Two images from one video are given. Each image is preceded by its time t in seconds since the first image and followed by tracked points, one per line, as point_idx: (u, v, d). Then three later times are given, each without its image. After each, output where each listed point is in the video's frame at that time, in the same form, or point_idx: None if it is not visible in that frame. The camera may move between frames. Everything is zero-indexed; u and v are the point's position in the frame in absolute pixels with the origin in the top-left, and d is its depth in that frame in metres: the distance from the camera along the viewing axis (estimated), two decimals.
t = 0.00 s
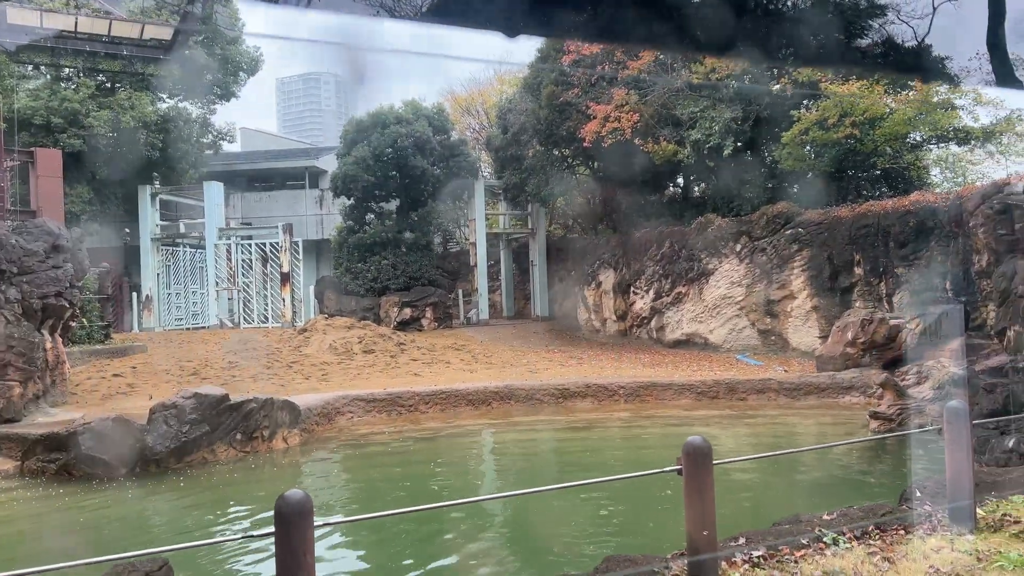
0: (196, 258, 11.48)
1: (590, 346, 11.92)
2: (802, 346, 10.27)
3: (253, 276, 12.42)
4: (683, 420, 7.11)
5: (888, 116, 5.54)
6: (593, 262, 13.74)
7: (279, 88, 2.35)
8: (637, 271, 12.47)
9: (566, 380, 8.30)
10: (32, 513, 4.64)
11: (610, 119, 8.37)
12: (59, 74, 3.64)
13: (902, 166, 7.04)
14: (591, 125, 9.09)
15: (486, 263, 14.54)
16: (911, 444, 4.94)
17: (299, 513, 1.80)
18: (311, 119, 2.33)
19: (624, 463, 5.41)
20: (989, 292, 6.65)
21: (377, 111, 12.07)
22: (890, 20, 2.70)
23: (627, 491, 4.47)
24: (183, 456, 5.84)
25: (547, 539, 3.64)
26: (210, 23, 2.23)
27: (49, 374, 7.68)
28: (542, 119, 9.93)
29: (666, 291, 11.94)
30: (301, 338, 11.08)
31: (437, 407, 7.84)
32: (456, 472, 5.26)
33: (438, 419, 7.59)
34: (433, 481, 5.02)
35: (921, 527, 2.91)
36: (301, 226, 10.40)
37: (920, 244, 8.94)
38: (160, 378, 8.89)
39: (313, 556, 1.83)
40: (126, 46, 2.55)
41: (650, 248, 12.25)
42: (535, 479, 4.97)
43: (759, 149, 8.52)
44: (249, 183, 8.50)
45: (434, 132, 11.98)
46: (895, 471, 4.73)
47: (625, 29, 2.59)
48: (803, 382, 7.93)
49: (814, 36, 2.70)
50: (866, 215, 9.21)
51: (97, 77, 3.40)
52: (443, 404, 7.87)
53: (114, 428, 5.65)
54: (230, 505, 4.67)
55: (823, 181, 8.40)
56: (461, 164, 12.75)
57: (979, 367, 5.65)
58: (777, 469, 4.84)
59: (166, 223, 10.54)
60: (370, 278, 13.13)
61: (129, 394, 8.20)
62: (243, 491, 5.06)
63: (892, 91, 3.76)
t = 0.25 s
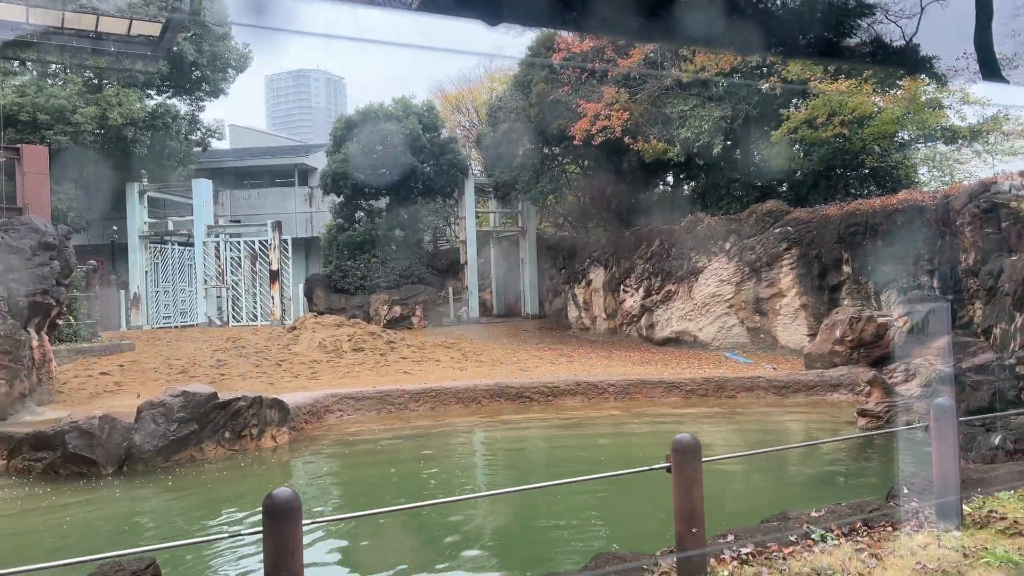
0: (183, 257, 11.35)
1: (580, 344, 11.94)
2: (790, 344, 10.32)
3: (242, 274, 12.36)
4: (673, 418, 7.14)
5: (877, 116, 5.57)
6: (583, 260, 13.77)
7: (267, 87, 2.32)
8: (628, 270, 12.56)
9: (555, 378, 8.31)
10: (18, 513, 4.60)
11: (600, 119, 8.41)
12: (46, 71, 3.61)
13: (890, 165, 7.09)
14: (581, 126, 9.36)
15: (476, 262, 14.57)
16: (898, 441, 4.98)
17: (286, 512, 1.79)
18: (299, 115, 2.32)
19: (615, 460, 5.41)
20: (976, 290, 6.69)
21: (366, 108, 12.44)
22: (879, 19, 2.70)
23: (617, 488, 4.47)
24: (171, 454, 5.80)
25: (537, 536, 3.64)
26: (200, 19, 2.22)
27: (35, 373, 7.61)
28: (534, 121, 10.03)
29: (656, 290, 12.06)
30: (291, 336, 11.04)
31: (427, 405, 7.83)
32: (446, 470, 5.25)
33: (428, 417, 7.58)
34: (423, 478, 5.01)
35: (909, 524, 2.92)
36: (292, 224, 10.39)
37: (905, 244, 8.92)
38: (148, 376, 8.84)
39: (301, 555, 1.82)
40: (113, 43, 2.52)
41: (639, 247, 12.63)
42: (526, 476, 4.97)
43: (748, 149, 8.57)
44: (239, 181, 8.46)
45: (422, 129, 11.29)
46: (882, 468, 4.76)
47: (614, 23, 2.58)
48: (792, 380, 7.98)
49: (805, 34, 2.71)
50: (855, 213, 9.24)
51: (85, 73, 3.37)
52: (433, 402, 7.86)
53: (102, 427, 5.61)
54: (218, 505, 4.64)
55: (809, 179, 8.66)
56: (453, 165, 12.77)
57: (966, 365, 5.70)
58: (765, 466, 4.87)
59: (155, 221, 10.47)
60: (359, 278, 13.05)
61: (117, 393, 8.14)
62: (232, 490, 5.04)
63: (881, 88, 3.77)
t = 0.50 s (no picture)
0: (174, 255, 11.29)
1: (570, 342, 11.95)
2: (780, 341, 10.36)
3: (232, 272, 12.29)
4: (662, 415, 7.16)
5: (865, 114, 5.61)
6: (574, 258, 13.77)
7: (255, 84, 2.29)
8: (617, 268, 12.35)
9: (545, 376, 8.32)
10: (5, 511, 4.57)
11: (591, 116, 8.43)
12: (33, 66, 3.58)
13: (878, 163, 7.13)
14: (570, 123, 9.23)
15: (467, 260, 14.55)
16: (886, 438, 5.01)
17: (274, 511, 1.78)
18: (289, 112, 2.30)
19: (604, 458, 5.42)
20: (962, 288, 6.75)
21: (357, 107, 12.69)
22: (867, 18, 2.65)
23: (606, 486, 4.48)
24: (160, 453, 5.77)
25: (527, 534, 3.64)
26: (189, 15, 2.20)
27: (22, 371, 7.54)
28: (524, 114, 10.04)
29: (645, 288, 11.85)
30: (280, 334, 10.99)
31: (417, 403, 7.82)
32: (436, 468, 5.25)
33: (418, 415, 7.57)
34: (413, 477, 5.01)
35: (895, 521, 2.95)
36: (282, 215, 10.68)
37: (896, 241, 9.12)
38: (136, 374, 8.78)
39: (289, 553, 1.81)
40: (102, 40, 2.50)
41: (631, 245, 12.20)
42: (515, 475, 4.97)
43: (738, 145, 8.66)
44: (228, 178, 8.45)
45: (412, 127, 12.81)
46: (869, 465, 4.79)
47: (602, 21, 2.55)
48: (781, 378, 8.01)
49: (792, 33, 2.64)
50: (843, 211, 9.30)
51: (73, 70, 3.34)
52: (423, 400, 7.85)
53: (89, 426, 5.57)
54: (207, 503, 4.61)
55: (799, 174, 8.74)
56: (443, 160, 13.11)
57: (952, 362, 5.74)
58: (754, 464, 4.88)
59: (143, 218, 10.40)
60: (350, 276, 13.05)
61: (104, 391, 8.08)
62: (220, 488, 5.02)
63: (869, 86, 3.80)
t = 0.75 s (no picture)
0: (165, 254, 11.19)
1: (561, 340, 11.95)
2: (770, 340, 10.40)
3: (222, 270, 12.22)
4: (653, 413, 7.16)
5: (855, 113, 5.62)
6: (565, 256, 13.77)
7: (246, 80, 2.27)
8: (609, 266, 12.45)
9: (537, 374, 8.31)
10: None
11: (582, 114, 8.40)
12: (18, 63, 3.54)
13: (868, 161, 7.16)
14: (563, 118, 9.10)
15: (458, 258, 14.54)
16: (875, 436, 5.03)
17: (262, 510, 1.78)
18: (281, 111, 2.27)
19: (595, 457, 5.42)
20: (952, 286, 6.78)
21: (348, 104, 12.55)
22: (858, 18, 2.72)
23: (597, 484, 4.48)
24: (148, 452, 5.73)
25: (518, 533, 3.63)
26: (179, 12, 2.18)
27: (9, 370, 7.47)
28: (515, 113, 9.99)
29: (636, 286, 11.90)
30: (270, 333, 10.94)
31: (408, 402, 7.79)
32: (427, 467, 5.24)
33: (409, 413, 7.55)
34: (404, 475, 4.99)
35: (884, 518, 2.97)
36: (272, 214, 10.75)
37: (885, 240, 8.96)
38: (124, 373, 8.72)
39: (278, 552, 1.81)
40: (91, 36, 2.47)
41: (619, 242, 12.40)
42: (507, 473, 4.96)
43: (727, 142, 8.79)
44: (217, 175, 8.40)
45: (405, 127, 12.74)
46: (859, 463, 4.81)
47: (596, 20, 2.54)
48: (771, 376, 8.04)
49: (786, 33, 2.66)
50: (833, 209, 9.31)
51: (60, 65, 3.31)
52: (414, 399, 7.83)
53: (77, 425, 5.52)
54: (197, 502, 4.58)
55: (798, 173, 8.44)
56: (434, 158, 12.94)
57: (942, 360, 5.77)
58: (745, 462, 4.89)
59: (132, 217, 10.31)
60: (342, 273, 13.18)
61: (92, 390, 8.03)
62: (210, 487, 4.99)
63: (860, 85, 3.82)
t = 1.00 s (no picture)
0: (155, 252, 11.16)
1: (553, 339, 11.96)
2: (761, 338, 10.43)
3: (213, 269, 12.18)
4: (646, 412, 7.18)
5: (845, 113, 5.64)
6: (557, 255, 13.78)
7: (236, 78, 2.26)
8: (600, 265, 12.44)
9: (529, 373, 8.31)
10: None
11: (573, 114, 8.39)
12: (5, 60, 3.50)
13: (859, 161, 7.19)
14: (554, 120, 8.99)
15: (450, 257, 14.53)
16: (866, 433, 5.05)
17: (251, 509, 1.77)
18: (272, 109, 2.26)
19: (587, 455, 5.43)
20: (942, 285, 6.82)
21: (339, 103, 12.65)
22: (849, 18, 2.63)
23: (589, 482, 4.49)
24: (139, 452, 5.70)
25: (510, 531, 3.63)
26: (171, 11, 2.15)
27: None
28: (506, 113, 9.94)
29: (628, 285, 11.91)
30: (262, 332, 10.90)
31: (400, 401, 7.78)
32: (420, 465, 5.23)
33: (401, 412, 7.53)
34: (396, 474, 4.98)
35: (875, 515, 2.97)
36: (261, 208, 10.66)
37: (875, 239, 8.94)
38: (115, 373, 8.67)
39: (267, 551, 1.79)
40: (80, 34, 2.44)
41: (611, 242, 12.33)
42: (499, 472, 4.96)
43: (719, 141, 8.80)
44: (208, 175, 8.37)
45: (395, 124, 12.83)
46: (850, 460, 4.83)
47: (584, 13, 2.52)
48: (763, 374, 8.07)
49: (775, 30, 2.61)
50: (824, 208, 9.34)
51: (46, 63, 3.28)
52: (406, 398, 7.82)
53: (67, 425, 5.48)
54: (188, 502, 4.56)
55: (785, 177, 8.37)
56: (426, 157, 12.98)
57: (932, 358, 5.80)
58: (737, 460, 4.91)
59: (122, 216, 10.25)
60: (333, 275, 13.00)
61: (82, 389, 7.98)
62: (201, 486, 4.96)
63: (850, 83, 3.84)
